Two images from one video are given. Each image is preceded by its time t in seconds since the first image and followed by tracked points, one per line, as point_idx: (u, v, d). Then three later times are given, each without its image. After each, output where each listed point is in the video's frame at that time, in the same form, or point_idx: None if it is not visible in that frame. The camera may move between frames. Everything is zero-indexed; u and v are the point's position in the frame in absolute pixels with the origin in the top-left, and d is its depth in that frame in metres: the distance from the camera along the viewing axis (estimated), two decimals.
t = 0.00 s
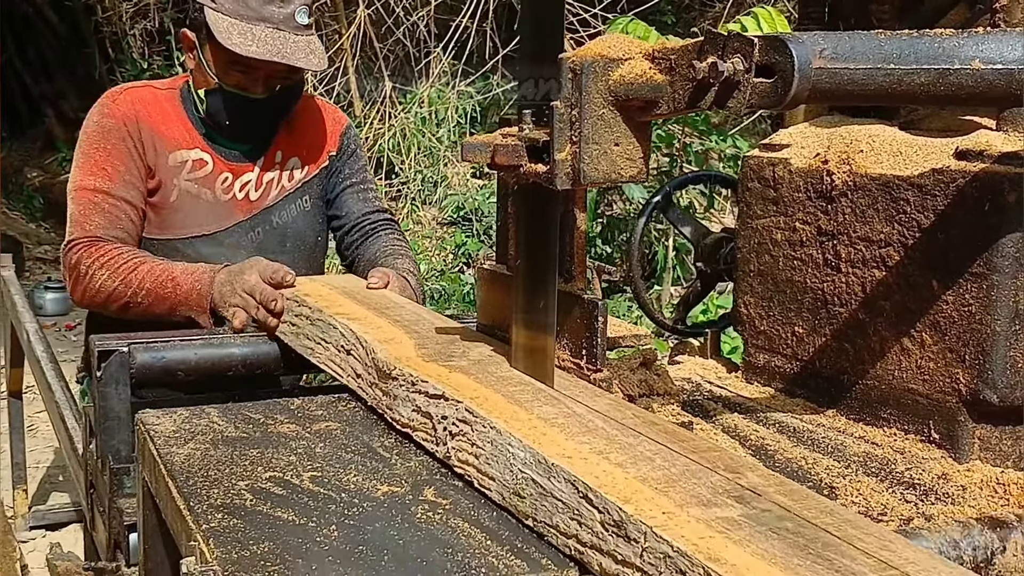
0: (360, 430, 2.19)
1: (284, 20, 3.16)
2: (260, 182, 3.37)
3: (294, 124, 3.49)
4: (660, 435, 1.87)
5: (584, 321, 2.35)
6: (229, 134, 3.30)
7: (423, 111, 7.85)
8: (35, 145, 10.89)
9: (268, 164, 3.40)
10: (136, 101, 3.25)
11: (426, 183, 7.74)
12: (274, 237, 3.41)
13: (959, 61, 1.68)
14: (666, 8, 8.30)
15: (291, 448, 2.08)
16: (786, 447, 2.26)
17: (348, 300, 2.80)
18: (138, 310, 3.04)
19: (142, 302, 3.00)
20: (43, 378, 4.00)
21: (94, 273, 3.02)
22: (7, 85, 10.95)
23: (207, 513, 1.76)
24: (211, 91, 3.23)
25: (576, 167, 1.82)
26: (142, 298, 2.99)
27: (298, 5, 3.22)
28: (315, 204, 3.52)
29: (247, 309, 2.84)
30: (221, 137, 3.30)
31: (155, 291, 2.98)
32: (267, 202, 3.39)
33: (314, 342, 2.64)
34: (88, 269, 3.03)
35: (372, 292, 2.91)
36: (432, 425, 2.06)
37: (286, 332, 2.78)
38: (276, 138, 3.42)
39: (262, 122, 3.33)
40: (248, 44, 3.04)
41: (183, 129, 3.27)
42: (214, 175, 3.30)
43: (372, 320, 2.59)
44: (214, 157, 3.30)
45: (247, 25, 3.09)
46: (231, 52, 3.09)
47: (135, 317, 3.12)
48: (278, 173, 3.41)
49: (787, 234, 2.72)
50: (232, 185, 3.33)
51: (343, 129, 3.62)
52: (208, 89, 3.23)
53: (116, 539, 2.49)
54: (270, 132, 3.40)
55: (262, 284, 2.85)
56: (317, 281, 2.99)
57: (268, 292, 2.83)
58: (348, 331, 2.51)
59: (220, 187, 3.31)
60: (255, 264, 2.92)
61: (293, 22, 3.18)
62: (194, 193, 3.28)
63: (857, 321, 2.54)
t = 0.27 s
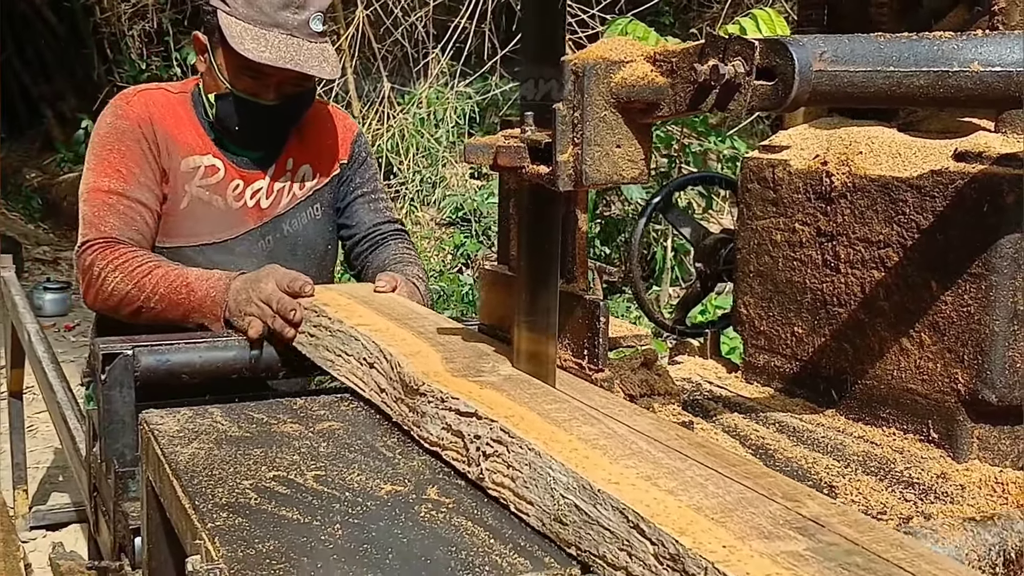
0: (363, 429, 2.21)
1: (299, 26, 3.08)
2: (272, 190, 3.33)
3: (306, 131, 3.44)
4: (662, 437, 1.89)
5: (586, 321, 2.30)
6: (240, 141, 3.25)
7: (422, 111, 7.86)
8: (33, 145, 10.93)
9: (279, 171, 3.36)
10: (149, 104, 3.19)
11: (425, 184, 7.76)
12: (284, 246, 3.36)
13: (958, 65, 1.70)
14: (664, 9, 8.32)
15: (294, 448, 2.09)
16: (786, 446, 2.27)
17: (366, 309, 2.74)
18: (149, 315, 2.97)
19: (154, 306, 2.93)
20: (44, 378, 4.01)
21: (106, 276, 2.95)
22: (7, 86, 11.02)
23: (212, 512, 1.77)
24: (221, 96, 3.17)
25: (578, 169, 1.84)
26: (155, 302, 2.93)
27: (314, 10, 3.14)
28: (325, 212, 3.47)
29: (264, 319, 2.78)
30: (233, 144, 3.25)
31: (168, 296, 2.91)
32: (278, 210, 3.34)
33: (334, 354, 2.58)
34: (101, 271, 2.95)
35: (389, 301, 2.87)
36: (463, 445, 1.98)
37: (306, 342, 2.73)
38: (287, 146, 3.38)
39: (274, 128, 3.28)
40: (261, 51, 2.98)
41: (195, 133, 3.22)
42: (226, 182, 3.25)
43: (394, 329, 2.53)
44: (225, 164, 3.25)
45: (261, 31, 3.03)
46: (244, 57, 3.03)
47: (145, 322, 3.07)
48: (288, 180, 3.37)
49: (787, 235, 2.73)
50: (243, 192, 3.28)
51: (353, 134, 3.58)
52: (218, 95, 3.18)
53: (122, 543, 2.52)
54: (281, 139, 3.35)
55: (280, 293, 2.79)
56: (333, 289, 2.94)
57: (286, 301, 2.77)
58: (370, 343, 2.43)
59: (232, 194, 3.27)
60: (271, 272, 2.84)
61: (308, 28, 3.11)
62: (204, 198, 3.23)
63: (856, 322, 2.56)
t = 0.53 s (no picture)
0: (366, 429, 2.22)
1: (314, 33, 3.06)
2: (283, 195, 3.31)
3: (316, 137, 3.43)
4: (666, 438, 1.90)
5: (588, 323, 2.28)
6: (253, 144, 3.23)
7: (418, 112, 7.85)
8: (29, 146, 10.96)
9: (290, 176, 3.34)
10: (165, 101, 3.18)
11: (422, 184, 7.78)
12: (297, 254, 3.34)
13: (957, 67, 1.71)
14: (660, 10, 8.34)
15: (298, 448, 2.10)
16: (786, 446, 2.29)
17: (385, 329, 2.68)
18: (161, 314, 2.93)
19: (163, 307, 2.91)
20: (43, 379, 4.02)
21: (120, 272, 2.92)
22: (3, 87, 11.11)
23: (218, 512, 1.78)
24: (233, 100, 3.15)
25: (580, 171, 1.85)
26: (166, 302, 2.91)
27: (330, 17, 3.11)
28: (335, 217, 3.47)
29: (284, 341, 2.73)
30: (247, 148, 3.22)
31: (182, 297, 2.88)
32: (289, 216, 3.32)
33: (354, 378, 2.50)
34: (115, 263, 2.93)
35: (406, 319, 2.87)
36: (500, 470, 1.89)
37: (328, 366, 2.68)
38: (298, 150, 3.37)
39: (285, 132, 3.27)
40: (274, 57, 2.95)
41: (211, 135, 3.20)
42: (239, 186, 3.23)
43: (417, 349, 2.47)
44: (239, 168, 3.23)
45: (275, 37, 3.01)
46: (256, 62, 3.00)
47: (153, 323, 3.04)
48: (299, 186, 3.36)
49: (786, 236, 2.75)
50: (256, 197, 3.26)
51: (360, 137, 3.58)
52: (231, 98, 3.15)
53: (124, 543, 2.54)
54: (292, 144, 3.34)
55: (302, 315, 2.76)
56: (355, 312, 2.90)
57: (307, 324, 2.75)
58: (396, 366, 2.33)
59: (244, 198, 3.24)
60: (294, 292, 2.81)
61: (323, 35, 3.08)
62: (218, 201, 3.20)
63: (855, 322, 2.58)
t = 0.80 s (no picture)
0: (365, 428, 2.24)
1: (320, 36, 2.93)
2: (290, 200, 3.16)
3: (318, 141, 3.29)
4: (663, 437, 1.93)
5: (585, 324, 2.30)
6: (260, 147, 3.09)
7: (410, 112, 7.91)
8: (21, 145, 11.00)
9: (296, 181, 3.20)
10: (173, 101, 3.01)
11: (415, 184, 7.81)
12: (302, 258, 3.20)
13: (953, 70, 1.72)
14: (652, 10, 8.38)
15: (298, 446, 2.12)
16: (781, 444, 2.30)
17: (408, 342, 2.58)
18: (169, 319, 2.75)
19: (178, 311, 2.70)
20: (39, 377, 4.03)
21: (130, 275, 2.75)
22: None
23: (220, 510, 1.80)
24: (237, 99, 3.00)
25: (579, 172, 1.87)
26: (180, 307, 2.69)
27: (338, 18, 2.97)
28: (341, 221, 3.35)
29: (300, 351, 2.56)
30: (254, 151, 3.09)
31: (193, 301, 2.69)
32: (295, 220, 3.17)
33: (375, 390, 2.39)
34: (132, 262, 2.74)
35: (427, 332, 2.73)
36: (541, 495, 1.78)
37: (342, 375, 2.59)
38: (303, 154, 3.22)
39: (291, 134, 3.13)
40: (280, 61, 2.84)
41: (218, 137, 3.04)
42: (247, 190, 3.08)
43: (443, 363, 2.35)
44: (247, 172, 3.08)
45: (281, 39, 2.89)
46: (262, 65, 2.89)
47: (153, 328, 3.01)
48: (304, 191, 3.22)
49: (781, 237, 2.77)
50: (262, 202, 3.10)
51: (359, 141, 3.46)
52: (236, 98, 3.00)
53: (123, 541, 2.56)
54: (297, 149, 3.20)
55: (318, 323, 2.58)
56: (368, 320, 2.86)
57: (323, 333, 2.57)
58: (422, 381, 2.23)
59: (251, 203, 3.08)
60: (311, 299, 2.64)
61: (329, 37, 2.95)
62: (225, 206, 3.05)
63: (849, 322, 2.60)
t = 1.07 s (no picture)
0: (367, 427, 2.26)
1: (324, 32, 2.89)
2: (299, 211, 3.14)
3: (328, 149, 3.24)
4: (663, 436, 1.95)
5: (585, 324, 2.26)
6: (268, 156, 3.07)
7: (406, 113, 8.13)
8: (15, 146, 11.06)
9: (305, 191, 3.16)
10: (183, 113, 3.00)
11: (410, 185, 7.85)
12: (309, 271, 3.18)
13: (948, 72, 1.76)
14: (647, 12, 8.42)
15: (300, 445, 2.14)
16: (779, 442, 2.33)
17: (441, 357, 2.46)
18: (192, 333, 2.68)
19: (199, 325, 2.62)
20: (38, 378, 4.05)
21: (149, 291, 2.70)
22: None
23: (224, 508, 1.82)
24: (243, 106, 2.98)
25: (579, 173, 1.89)
26: (200, 322, 2.63)
27: (341, 13, 2.94)
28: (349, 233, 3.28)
29: (325, 367, 2.48)
30: (264, 162, 3.07)
31: (214, 316, 2.61)
32: (304, 233, 3.16)
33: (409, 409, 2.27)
34: (153, 274, 2.69)
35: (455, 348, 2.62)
36: (601, 530, 1.66)
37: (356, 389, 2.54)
38: (312, 163, 3.19)
39: (299, 142, 3.10)
40: (285, 60, 2.80)
41: (228, 150, 3.03)
42: (258, 204, 3.06)
43: (481, 382, 2.23)
44: (256, 183, 3.06)
45: (284, 37, 2.86)
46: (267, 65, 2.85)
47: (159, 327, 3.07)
48: (315, 202, 3.18)
49: (778, 237, 2.79)
50: (272, 214, 3.09)
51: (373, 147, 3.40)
52: (243, 105, 2.98)
53: (125, 540, 2.58)
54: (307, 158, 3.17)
55: (343, 339, 2.49)
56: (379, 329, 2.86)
57: (350, 349, 2.48)
58: (461, 402, 2.11)
59: (261, 216, 3.07)
60: (334, 313, 2.54)
61: (333, 33, 2.92)
62: (236, 219, 3.03)
63: (846, 321, 2.62)
